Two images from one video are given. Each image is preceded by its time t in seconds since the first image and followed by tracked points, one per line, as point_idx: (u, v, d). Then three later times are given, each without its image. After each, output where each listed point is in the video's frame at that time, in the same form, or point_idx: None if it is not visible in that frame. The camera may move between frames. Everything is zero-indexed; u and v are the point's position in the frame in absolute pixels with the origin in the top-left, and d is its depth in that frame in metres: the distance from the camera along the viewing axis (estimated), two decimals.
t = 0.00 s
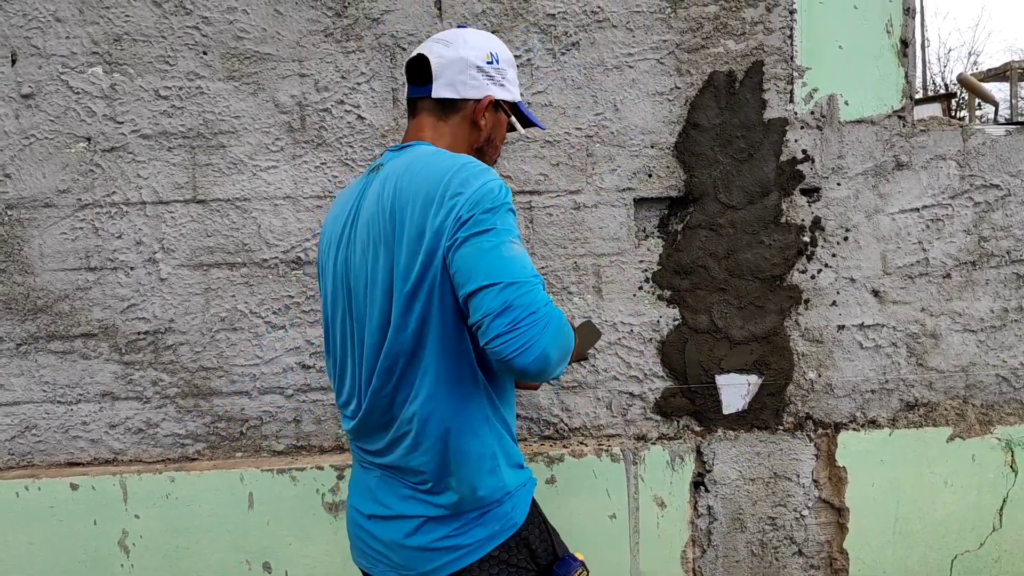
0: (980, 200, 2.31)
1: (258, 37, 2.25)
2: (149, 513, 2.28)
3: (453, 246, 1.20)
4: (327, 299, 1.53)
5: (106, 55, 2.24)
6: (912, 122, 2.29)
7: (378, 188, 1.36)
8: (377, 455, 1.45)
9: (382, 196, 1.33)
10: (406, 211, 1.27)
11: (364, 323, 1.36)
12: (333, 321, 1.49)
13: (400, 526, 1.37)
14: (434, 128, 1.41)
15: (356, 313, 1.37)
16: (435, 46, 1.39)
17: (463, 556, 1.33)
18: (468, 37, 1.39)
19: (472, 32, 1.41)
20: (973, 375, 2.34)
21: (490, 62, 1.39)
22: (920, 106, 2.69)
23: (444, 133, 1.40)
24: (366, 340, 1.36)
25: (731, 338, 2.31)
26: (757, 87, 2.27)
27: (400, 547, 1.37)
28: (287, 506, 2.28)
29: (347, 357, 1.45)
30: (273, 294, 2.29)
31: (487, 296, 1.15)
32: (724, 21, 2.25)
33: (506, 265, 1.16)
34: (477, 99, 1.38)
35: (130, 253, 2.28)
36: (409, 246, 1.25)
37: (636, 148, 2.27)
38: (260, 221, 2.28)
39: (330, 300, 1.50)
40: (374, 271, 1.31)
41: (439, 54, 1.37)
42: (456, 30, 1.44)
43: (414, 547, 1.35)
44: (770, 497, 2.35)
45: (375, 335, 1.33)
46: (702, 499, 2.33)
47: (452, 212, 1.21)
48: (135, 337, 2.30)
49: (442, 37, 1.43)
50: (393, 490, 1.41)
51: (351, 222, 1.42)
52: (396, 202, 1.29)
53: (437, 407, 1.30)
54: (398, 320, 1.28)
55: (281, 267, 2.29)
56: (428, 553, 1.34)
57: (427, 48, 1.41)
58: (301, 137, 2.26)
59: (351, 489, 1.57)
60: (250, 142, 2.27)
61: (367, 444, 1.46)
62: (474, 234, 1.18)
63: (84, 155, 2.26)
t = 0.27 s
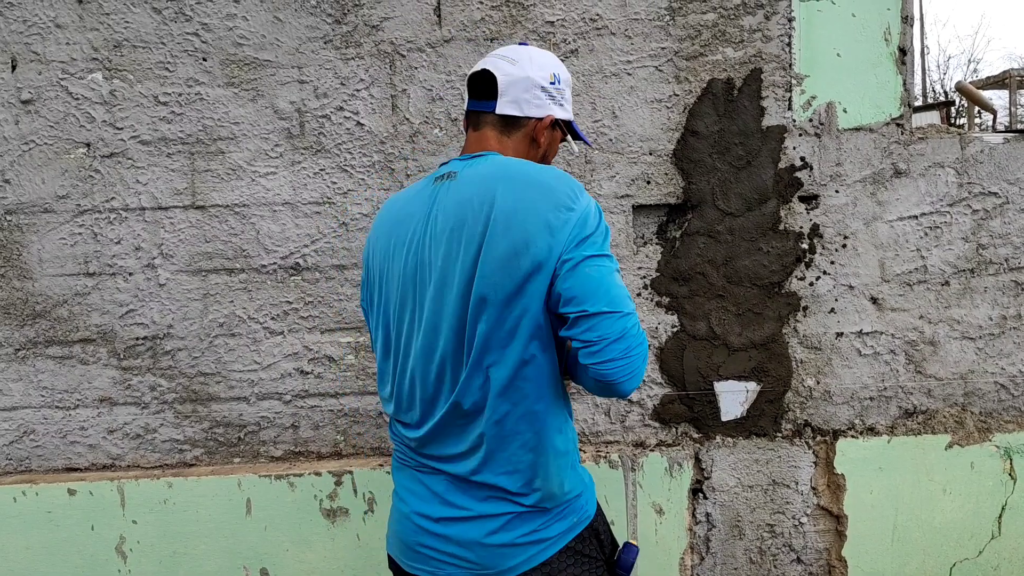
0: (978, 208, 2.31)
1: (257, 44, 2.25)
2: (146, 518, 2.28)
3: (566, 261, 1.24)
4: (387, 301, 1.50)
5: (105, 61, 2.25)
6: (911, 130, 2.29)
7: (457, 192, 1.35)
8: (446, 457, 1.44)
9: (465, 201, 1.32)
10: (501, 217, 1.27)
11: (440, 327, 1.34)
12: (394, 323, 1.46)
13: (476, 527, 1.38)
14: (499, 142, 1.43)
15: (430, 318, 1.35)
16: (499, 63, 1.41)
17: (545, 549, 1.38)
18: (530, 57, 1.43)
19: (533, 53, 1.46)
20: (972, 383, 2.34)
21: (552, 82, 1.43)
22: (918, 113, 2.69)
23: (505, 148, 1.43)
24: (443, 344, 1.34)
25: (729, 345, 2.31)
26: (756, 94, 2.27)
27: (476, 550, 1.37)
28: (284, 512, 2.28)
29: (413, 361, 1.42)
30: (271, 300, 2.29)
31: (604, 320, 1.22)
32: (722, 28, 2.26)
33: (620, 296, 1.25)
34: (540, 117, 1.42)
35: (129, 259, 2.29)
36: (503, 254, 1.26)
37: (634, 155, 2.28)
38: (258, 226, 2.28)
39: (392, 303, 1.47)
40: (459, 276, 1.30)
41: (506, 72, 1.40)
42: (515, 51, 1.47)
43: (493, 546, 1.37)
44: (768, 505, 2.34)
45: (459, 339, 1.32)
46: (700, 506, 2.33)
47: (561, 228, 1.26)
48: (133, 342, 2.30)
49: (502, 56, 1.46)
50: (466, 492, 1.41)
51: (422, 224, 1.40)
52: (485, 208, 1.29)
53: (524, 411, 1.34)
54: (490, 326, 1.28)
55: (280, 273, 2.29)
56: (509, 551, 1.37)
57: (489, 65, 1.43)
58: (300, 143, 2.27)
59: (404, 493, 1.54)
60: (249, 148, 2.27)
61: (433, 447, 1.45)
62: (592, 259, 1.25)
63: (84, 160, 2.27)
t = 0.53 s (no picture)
0: (973, 217, 2.31)
1: (253, 52, 2.25)
2: (140, 527, 2.27)
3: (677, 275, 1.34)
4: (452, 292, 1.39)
5: (101, 69, 2.25)
6: (906, 139, 2.29)
7: (559, 187, 1.32)
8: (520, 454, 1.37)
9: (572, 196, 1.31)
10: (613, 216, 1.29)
11: (539, 321, 1.30)
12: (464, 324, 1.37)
13: (559, 517, 1.36)
14: (575, 152, 1.41)
15: (525, 310, 1.30)
16: (563, 77, 1.35)
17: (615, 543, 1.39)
18: (594, 62, 1.36)
19: (593, 52, 1.38)
20: (967, 392, 2.34)
21: (619, 85, 1.38)
22: (914, 122, 2.70)
23: (583, 160, 1.42)
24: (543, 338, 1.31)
25: (725, 354, 2.31)
26: (751, 103, 2.27)
27: (561, 539, 1.35)
28: (278, 521, 2.27)
29: (495, 356, 1.35)
30: (265, 307, 2.29)
31: (689, 363, 1.38)
32: (718, 37, 2.26)
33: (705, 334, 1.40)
34: (612, 123, 1.40)
35: (123, 266, 2.28)
36: (619, 251, 1.28)
37: (630, 163, 2.28)
38: (253, 234, 2.28)
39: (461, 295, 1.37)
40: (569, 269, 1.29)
41: (572, 89, 1.35)
42: (574, 51, 1.38)
43: (578, 534, 1.35)
44: (763, 514, 2.34)
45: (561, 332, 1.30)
46: (695, 516, 2.33)
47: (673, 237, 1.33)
48: (127, 350, 2.30)
49: (562, 59, 1.38)
50: (546, 488, 1.36)
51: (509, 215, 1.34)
52: (598, 206, 1.30)
53: (613, 417, 1.36)
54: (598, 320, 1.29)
55: (274, 281, 2.29)
56: (593, 537, 1.36)
57: (551, 79, 1.36)
58: (295, 151, 2.27)
59: (462, 496, 1.44)
60: (244, 156, 2.27)
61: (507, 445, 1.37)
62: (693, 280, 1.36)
63: (79, 168, 2.26)
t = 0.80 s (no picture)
0: (968, 227, 2.31)
1: (250, 60, 2.26)
2: (134, 536, 2.27)
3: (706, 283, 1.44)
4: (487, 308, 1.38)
5: (98, 77, 2.25)
6: (901, 149, 2.30)
7: (596, 208, 1.36)
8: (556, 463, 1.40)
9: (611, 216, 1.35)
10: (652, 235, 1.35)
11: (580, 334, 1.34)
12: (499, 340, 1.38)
13: (593, 520, 1.41)
14: (595, 168, 1.43)
15: (568, 323, 1.33)
16: (574, 102, 1.36)
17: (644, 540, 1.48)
18: (604, 83, 1.36)
19: (603, 72, 1.37)
20: (962, 402, 2.35)
21: (630, 103, 1.40)
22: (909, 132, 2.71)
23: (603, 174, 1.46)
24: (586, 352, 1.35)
25: (720, 363, 2.31)
26: (746, 113, 2.28)
27: (595, 542, 1.40)
28: (273, 529, 2.27)
29: (532, 369, 1.37)
30: (261, 316, 2.29)
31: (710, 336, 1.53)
32: (714, 47, 2.27)
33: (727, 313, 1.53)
34: (626, 139, 1.42)
35: (119, 274, 2.28)
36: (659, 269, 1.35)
37: (626, 172, 2.28)
38: (249, 242, 2.28)
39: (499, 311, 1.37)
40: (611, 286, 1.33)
41: (584, 115, 1.36)
42: (583, 72, 1.38)
43: (611, 536, 1.41)
44: (759, 523, 2.34)
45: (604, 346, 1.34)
46: (691, 525, 2.33)
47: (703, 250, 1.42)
48: (123, 358, 2.30)
49: (572, 81, 1.38)
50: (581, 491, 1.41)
51: (548, 234, 1.36)
52: (633, 223, 1.35)
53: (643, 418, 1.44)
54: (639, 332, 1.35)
55: (270, 289, 2.29)
56: (625, 536, 1.43)
57: (563, 104, 1.38)
58: (291, 159, 2.27)
59: (491, 508, 1.44)
60: (240, 164, 2.27)
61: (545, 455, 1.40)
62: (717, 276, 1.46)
63: (75, 176, 2.26)
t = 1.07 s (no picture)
0: (963, 233, 2.32)
1: (246, 67, 2.26)
2: (128, 542, 2.26)
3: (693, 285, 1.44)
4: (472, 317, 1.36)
5: (93, 83, 2.25)
6: (896, 156, 2.30)
7: (580, 212, 1.35)
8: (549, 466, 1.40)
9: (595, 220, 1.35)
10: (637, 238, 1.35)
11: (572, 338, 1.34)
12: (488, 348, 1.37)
13: (586, 526, 1.41)
14: (574, 168, 1.42)
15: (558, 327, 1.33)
16: (551, 97, 1.34)
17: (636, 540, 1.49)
18: (580, 79, 1.35)
19: (580, 68, 1.36)
20: (958, 408, 2.35)
21: (607, 99, 1.37)
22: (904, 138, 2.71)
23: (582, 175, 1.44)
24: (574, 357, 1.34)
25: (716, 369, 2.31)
26: (742, 120, 2.28)
27: (589, 547, 1.40)
28: (268, 536, 2.26)
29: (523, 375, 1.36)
30: (256, 322, 2.29)
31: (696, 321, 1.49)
32: (709, 54, 2.27)
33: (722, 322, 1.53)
34: (602, 137, 1.39)
35: (114, 280, 2.28)
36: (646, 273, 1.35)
37: (621, 179, 2.29)
38: (245, 248, 2.28)
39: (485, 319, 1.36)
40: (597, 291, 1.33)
41: (561, 108, 1.34)
42: (559, 68, 1.36)
43: (605, 540, 1.42)
44: (754, 530, 2.34)
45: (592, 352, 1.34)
46: (686, 532, 2.33)
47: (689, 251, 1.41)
48: (117, 364, 2.29)
49: (547, 77, 1.36)
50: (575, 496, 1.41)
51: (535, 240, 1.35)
52: (619, 228, 1.35)
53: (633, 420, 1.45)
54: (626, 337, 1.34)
55: (266, 295, 2.28)
56: (618, 541, 1.43)
57: (540, 99, 1.35)
58: (287, 165, 2.27)
59: (481, 516, 1.43)
60: (236, 170, 2.27)
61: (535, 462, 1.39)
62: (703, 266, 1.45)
63: (70, 182, 2.26)
